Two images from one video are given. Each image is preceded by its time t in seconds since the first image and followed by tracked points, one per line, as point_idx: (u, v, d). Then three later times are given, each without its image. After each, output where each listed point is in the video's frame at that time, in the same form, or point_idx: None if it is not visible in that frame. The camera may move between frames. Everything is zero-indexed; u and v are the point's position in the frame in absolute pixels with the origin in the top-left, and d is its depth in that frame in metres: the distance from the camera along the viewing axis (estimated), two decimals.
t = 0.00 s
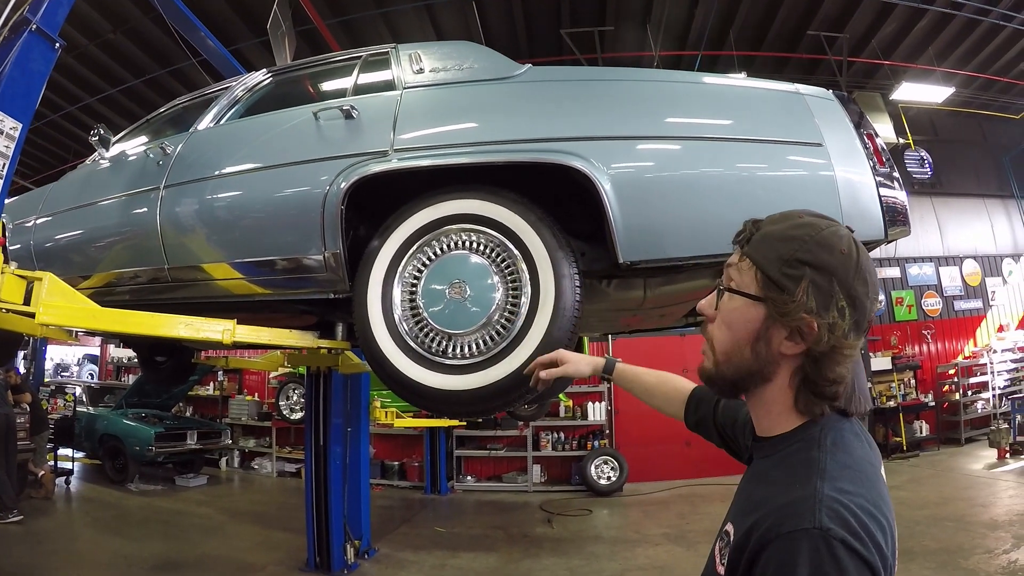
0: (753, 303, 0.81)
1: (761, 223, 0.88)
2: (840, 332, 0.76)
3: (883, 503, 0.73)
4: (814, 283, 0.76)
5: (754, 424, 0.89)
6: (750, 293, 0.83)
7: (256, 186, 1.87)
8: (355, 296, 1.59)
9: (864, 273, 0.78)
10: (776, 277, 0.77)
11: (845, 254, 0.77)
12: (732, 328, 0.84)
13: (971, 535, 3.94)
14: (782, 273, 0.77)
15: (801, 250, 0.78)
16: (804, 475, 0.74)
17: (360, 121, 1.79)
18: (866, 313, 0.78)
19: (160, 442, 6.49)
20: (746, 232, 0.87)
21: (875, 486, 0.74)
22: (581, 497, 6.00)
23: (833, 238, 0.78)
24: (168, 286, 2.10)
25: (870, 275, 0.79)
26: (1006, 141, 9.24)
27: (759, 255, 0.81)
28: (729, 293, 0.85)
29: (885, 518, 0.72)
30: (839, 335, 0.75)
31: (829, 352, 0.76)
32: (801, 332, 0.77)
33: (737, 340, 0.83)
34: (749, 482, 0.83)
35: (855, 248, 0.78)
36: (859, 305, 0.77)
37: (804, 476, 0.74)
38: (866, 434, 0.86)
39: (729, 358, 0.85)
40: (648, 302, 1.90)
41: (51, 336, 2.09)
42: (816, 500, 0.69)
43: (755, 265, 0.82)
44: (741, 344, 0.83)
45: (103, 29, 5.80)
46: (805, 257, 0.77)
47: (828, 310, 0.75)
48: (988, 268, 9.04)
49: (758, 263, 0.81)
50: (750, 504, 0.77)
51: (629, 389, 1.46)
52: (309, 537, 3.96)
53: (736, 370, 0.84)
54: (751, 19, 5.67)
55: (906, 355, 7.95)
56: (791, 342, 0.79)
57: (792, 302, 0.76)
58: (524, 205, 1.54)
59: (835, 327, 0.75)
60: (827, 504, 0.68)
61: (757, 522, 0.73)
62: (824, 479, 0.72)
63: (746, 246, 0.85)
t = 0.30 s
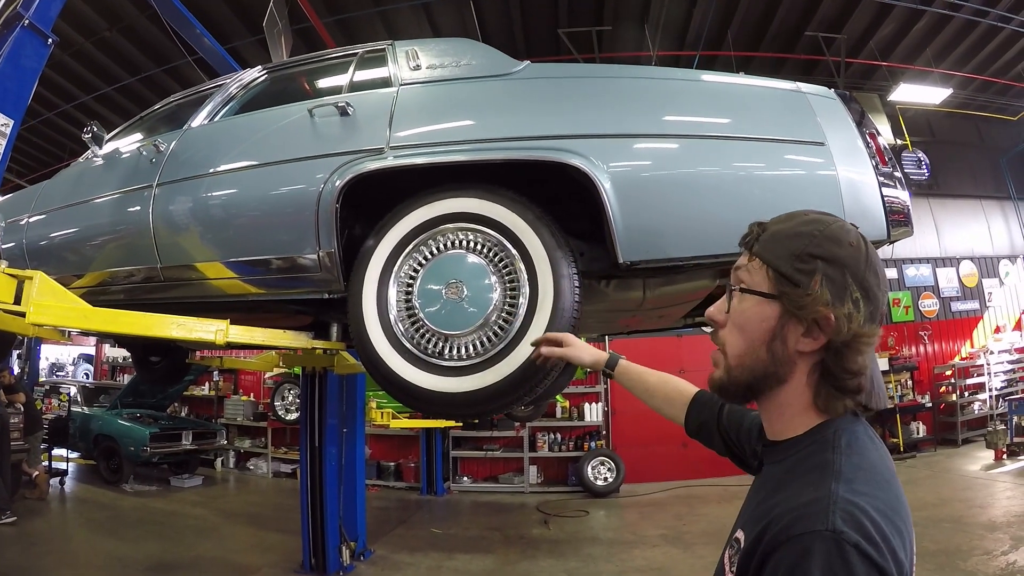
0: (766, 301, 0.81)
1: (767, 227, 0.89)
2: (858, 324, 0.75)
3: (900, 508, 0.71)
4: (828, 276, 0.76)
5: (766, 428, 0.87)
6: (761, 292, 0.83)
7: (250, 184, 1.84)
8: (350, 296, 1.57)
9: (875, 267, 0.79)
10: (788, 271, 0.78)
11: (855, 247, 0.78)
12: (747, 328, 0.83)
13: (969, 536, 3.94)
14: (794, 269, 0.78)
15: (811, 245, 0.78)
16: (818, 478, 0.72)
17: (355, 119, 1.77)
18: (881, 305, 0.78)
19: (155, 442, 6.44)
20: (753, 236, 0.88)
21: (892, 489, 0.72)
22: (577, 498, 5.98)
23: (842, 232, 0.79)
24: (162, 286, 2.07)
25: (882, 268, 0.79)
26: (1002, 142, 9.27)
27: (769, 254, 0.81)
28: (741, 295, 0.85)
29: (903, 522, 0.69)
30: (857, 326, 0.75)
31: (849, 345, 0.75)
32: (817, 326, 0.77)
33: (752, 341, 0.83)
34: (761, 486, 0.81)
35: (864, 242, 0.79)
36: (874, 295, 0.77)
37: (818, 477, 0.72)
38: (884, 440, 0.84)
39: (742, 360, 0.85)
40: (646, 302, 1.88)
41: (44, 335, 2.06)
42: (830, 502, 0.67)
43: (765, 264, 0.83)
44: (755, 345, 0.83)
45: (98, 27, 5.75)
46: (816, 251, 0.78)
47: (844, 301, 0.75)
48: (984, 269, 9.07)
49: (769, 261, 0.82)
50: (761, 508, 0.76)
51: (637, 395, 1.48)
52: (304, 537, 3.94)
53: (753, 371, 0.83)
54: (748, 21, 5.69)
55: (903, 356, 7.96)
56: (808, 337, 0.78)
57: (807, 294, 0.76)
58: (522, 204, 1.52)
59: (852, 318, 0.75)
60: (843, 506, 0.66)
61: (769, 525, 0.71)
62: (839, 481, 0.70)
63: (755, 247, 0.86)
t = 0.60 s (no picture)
0: (753, 307, 0.81)
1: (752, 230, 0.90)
2: (848, 326, 0.75)
3: (902, 507, 0.71)
4: (814, 278, 0.76)
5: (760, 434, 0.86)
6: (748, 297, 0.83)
7: (241, 183, 1.83)
8: (342, 296, 1.55)
9: (865, 269, 0.78)
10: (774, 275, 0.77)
11: (841, 248, 0.77)
12: (734, 335, 0.83)
13: (963, 537, 3.95)
14: (780, 272, 0.78)
15: (797, 248, 0.78)
16: (823, 476, 0.71)
17: (349, 118, 1.75)
18: (869, 304, 0.78)
19: (148, 442, 6.39)
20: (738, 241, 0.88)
21: (894, 488, 0.72)
22: (571, 499, 5.97)
23: (829, 233, 0.79)
24: (154, 285, 2.05)
25: (869, 268, 0.79)
26: (996, 145, 9.32)
27: (754, 258, 0.81)
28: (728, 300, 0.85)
29: (905, 521, 0.69)
30: (847, 329, 0.75)
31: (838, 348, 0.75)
32: (806, 330, 0.76)
33: (741, 347, 0.83)
34: (759, 490, 0.80)
35: (852, 243, 0.79)
36: (861, 296, 0.77)
37: (823, 476, 0.71)
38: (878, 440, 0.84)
39: (732, 366, 0.84)
40: (641, 304, 1.88)
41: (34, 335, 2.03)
42: (840, 500, 0.66)
43: (750, 269, 0.83)
44: (745, 350, 0.82)
45: (92, 23, 5.70)
46: (801, 255, 0.77)
47: (832, 302, 0.75)
48: (977, 271, 9.11)
49: (754, 266, 0.82)
50: (763, 513, 0.74)
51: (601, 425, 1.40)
52: (296, 538, 3.91)
53: (741, 377, 0.83)
54: (744, 23, 5.71)
55: (896, 358, 8.01)
56: (797, 341, 0.78)
57: (794, 297, 0.76)
58: (516, 204, 1.51)
59: (841, 321, 0.75)
60: (852, 504, 0.65)
61: (776, 525, 0.70)
62: (845, 479, 0.69)
63: (741, 253, 0.86)
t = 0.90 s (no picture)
0: (721, 332, 0.76)
1: (714, 227, 0.82)
2: (823, 352, 0.73)
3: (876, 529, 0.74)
4: (793, 300, 0.71)
5: (721, 454, 0.84)
6: (714, 319, 0.77)
7: (232, 180, 1.81)
8: (335, 295, 1.54)
9: (842, 279, 0.75)
10: (751, 301, 0.72)
11: (819, 261, 0.73)
12: (696, 362, 0.78)
13: (953, 538, 3.98)
14: (756, 294, 0.72)
15: (774, 263, 0.72)
16: (810, 514, 0.70)
17: (343, 115, 1.74)
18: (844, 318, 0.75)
19: (138, 442, 6.34)
20: (699, 246, 0.80)
21: (867, 511, 0.74)
22: (562, 499, 5.97)
23: (808, 241, 0.73)
24: (144, 283, 2.03)
25: (845, 279, 0.76)
26: (987, 149, 9.40)
27: (726, 276, 0.75)
28: (690, 320, 0.79)
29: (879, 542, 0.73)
30: (823, 356, 0.72)
31: (816, 376, 0.72)
32: (782, 360, 0.73)
33: (702, 375, 0.78)
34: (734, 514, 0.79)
35: (828, 249, 0.75)
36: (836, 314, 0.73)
37: (810, 513, 0.70)
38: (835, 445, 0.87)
39: (692, 392, 0.79)
40: (634, 304, 1.88)
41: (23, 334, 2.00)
42: (834, 546, 0.66)
43: (719, 287, 0.76)
44: (710, 378, 0.78)
45: (84, 19, 5.65)
46: (779, 272, 0.72)
47: (809, 328, 0.71)
48: (968, 273, 9.17)
49: (723, 285, 0.75)
50: (744, 549, 0.73)
51: (526, 408, 1.26)
52: (287, 539, 3.88)
53: (702, 405, 0.79)
54: (737, 25, 5.73)
55: (886, 359, 8.08)
56: (769, 370, 0.74)
57: (771, 324, 0.71)
58: (510, 204, 1.50)
59: (818, 348, 0.72)
60: (846, 551, 0.66)
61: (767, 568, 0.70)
62: (834, 517, 0.69)
63: (705, 263, 0.78)
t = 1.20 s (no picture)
0: (686, 348, 0.77)
1: (684, 228, 0.81)
2: (804, 370, 0.72)
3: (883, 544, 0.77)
4: (766, 319, 0.70)
5: (704, 473, 0.86)
6: (677, 333, 0.78)
7: (231, 179, 1.81)
8: (337, 294, 1.53)
9: (830, 293, 0.73)
10: (716, 318, 0.71)
11: (798, 276, 0.70)
12: (660, 378, 0.79)
13: (944, 537, 4.03)
14: (725, 310, 0.71)
15: (744, 275, 0.71)
16: (831, 539, 0.71)
17: (346, 114, 1.74)
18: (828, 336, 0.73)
19: (128, 441, 6.29)
20: (665, 250, 0.80)
21: (875, 526, 0.77)
22: (553, 499, 5.98)
23: (786, 248, 0.71)
24: (139, 282, 2.01)
25: (833, 294, 0.73)
26: (976, 154, 9.54)
27: (693, 288, 0.74)
28: (654, 333, 0.80)
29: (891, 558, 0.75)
30: (801, 374, 0.72)
31: (793, 395, 0.72)
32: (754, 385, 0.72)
33: (668, 392, 0.79)
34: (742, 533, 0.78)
35: (809, 254, 0.72)
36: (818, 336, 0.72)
37: (829, 538, 0.71)
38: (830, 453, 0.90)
39: (656, 408, 0.81)
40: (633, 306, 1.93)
41: (17, 331, 1.98)
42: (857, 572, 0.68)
43: (685, 300, 0.76)
44: (676, 397, 0.79)
45: (78, 14, 5.61)
46: (749, 288, 0.70)
47: (786, 348, 0.70)
48: (957, 277, 9.27)
49: (690, 299, 0.75)
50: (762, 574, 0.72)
51: (434, 401, 1.24)
52: (280, 540, 3.87)
53: (670, 421, 0.80)
54: (731, 28, 5.77)
55: (876, 361, 8.26)
56: (741, 396, 0.74)
57: (739, 342, 0.71)
58: (514, 205, 1.51)
59: (796, 366, 0.71)
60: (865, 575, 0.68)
61: None
62: (850, 541, 0.71)
63: (673, 271, 0.78)
